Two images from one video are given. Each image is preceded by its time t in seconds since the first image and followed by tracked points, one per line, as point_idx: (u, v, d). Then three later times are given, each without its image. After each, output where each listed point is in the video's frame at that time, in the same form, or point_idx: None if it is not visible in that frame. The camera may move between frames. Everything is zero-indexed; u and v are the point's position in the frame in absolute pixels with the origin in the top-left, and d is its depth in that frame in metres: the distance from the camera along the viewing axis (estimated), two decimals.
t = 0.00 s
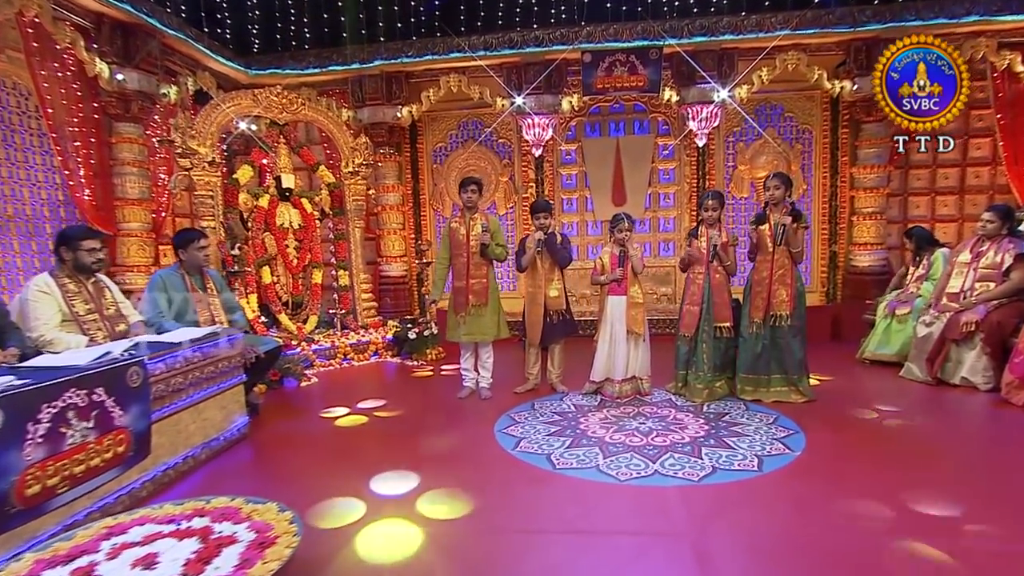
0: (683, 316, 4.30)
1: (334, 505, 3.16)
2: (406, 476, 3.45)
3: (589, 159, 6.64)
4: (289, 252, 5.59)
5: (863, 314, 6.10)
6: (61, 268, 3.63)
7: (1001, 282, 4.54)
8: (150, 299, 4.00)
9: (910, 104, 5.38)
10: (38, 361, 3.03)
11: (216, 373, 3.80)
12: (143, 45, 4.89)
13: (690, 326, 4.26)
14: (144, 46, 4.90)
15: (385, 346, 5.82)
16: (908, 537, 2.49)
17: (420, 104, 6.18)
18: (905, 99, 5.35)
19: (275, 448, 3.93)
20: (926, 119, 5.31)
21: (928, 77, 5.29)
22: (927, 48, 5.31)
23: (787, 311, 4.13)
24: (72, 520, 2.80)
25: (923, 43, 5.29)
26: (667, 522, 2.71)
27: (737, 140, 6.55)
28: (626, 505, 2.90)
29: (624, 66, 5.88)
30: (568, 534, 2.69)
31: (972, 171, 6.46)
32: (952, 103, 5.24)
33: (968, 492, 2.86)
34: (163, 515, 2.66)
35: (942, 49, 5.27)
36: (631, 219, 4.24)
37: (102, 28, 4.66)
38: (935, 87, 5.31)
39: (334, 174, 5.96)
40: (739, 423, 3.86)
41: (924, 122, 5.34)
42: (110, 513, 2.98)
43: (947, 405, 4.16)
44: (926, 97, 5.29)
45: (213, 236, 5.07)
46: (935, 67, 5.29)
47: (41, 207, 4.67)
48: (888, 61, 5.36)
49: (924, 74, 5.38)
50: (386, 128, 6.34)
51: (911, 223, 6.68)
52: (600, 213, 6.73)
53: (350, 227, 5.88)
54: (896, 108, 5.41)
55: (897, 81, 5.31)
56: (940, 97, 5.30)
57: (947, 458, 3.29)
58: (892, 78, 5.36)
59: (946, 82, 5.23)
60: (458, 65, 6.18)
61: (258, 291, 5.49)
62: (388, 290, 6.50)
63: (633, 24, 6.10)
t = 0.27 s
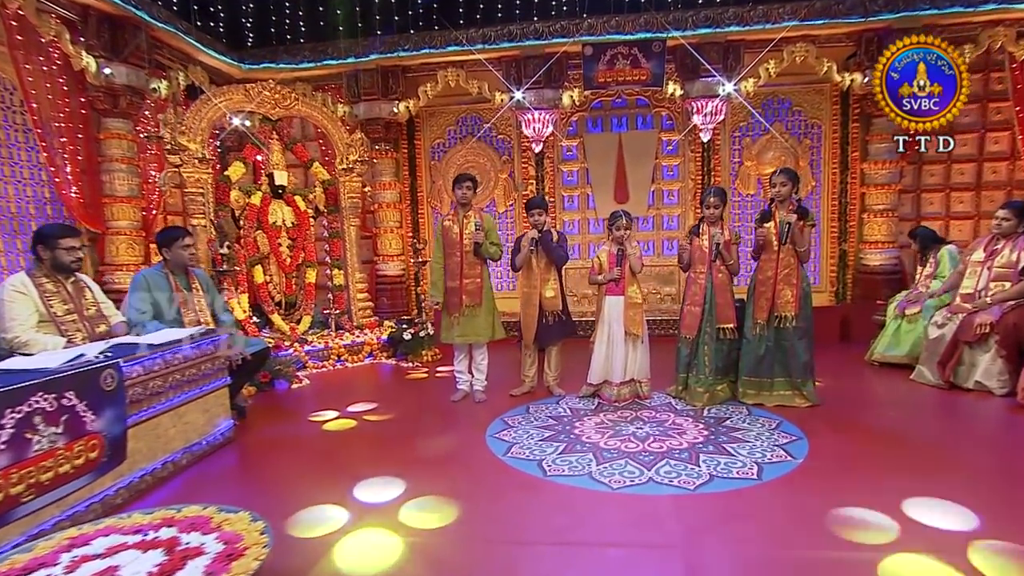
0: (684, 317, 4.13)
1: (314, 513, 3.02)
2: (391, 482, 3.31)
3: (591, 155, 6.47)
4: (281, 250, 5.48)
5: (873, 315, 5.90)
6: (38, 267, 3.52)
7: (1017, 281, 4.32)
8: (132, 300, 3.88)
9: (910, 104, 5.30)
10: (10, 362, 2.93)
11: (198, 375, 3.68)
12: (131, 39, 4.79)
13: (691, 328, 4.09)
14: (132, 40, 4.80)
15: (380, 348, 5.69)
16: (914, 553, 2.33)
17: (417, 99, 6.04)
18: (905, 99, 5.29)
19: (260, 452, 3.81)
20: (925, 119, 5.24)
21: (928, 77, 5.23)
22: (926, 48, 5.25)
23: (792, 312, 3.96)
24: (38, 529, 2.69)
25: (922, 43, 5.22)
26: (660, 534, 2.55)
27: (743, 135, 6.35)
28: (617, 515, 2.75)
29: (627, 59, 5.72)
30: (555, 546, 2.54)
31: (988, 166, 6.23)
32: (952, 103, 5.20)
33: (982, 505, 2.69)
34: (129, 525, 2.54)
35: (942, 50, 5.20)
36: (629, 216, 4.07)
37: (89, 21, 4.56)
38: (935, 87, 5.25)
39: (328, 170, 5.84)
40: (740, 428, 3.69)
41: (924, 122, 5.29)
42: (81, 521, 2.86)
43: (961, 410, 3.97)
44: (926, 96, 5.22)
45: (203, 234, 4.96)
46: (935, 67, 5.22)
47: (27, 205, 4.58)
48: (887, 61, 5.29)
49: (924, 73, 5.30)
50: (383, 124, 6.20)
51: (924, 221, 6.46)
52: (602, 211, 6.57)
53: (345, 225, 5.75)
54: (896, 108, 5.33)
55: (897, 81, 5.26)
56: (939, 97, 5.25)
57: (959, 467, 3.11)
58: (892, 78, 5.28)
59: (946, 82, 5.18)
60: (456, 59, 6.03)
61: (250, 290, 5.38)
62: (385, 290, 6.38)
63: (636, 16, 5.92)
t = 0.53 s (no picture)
0: (684, 318, 3.96)
1: (294, 519, 2.89)
2: (375, 489, 3.17)
3: (593, 151, 6.31)
4: (274, 249, 5.38)
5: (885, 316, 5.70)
6: (16, 267, 3.41)
7: None
8: (115, 298, 3.81)
9: (910, 104, 5.18)
10: None
11: (181, 377, 3.57)
12: (120, 32, 4.69)
13: (692, 329, 3.92)
14: (121, 33, 4.70)
15: (375, 348, 5.56)
16: (918, 568, 2.18)
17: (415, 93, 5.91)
18: (905, 99, 5.17)
19: (244, 456, 3.69)
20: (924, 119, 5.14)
21: (928, 77, 5.10)
22: (926, 48, 5.10)
23: (800, 313, 3.80)
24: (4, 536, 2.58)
25: (922, 43, 5.07)
26: (651, 547, 2.41)
27: (750, 130, 6.17)
28: (607, 525, 2.60)
29: (629, 52, 5.51)
30: (540, 557, 2.40)
31: (1006, 161, 5.99)
32: (952, 104, 5.07)
33: (998, 518, 2.51)
34: (96, 534, 2.65)
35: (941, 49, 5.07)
36: (627, 214, 3.92)
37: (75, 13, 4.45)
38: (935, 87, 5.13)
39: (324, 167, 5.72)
40: (741, 434, 3.53)
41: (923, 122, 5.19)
42: (50, 529, 2.75)
43: (976, 416, 3.78)
44: (926, 96, 5.10)
45: (194, 232, 4.85)
46: (935, 67, 5.09)
47: (12, 202, 4.48)
48: (887, 61, 5.14)
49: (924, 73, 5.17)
50: (380, 119, 6.07)
51: (939, 218, 6.24)
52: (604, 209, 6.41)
53: (340, 223, 5.63)
54: (895, 108, 5.21)
55: (896, 81, 5.14)
56: (939, 97, 5.12)
57: (973, 476, 2.93)
58: (892, 78, 5.14)
59: (946, 82, 5.07)
60: (454, 52, 5.90)
61: (242, 289, 5.27)
62: (382, 289, 6.25)
63: (639, 8, 5.75)
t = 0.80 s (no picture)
0: (685, 319, 3.82)
1: (274, 524, 2.79)
2: (359, 493, 3.06)
3: (595, 148, 6.17)
4: (268, 248, 5.29)
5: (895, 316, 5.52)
6: None
7: None
8: (99, 298, 3.69)
9: (910, 104, 5.05)
10: None
11: (164, 379, 3.47)
12: (110, 26, 4.60)
13: (693, 331, 3.78)
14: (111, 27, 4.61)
15: (371, 349, 5.46)
16: None
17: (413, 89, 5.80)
18: (904, 99, 5.03)
19: (229, 459, 3.59)
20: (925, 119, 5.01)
21: (928, 77, 4.97)
22: (926, 48, 4.96)
23: (807, 314, 3.67)
24: None
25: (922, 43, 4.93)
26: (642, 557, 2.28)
27: (756, 126, 6.01)
28: (598, 534, 2.48)
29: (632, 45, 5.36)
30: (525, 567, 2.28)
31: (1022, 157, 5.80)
32: (952, 104, 4.96)
33: (1012, 530, 2.37)
34: (64, 542, 2.57)
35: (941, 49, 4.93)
36: (626, 211, 3.79)
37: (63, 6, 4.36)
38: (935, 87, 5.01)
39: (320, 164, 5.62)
40: (741, 439, 3.39)
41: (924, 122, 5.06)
42: (21, 536, 2.65)
43: (989, 421, 3.62)
44: (926, 96, 4.97)
45: (185, 230, 4.77)
46: (935, 67, 4.96)
47: None
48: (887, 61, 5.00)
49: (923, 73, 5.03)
50: (377, 115, 5.96)
51: (951, 216, 6.05)
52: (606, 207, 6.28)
53: (336, 221, 5.53)
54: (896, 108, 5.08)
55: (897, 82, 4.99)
56: (939, 97, 5.01)
57: (986, 484, 2.78)
58: (893, 78, 4.99)
59: (946, 82, 4.94)
60: (453, 47, 5.78)
61: (235, 288, 5.18)
62: (379, 289, 6.14)
63: (642, 0, 5.61)
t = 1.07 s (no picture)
0: (684, 320, 3.67)
1: (249, 531, 2.67)
2: (340, 500, 2.94)
3: (597, 144, 6.01)
4: (261, 246, 5.18)
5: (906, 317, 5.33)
6: None
7: None
8: (80, 297, 3.60)
9: (910, 104, 4.79)
10: None
11: (145, 381, 3.34)
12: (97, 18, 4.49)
13: (693, 332, 3.62)
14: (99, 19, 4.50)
15: (366, 350, 5.34)
16: None
17: (410, 83, 5.67)
18: (904, 99, 4.77)
19: (211, 462, 3.47)
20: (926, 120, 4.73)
21: (928, 77, 4.72)
22: (926, 47, 4.71)
23: (811, 315, 3.51)
24: None
25: (923, 42, 4.69)
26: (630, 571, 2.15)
27: (763, 120, 5.82)
28: (585, 545, 2.34)
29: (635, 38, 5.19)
30: None
31: None
32: (954, 104, 4.70)
33: None
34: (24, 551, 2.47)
35: (944, 48, 4.67)
36: (624, 208, 3.63)
37: None
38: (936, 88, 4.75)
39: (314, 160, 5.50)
40: (741, 444, 3.23)
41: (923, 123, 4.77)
42: None
43: (1005, 427, 3.44)
44: (927, 97, 4.71)
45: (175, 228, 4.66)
46: (936, 68, 4.70)
47: None
48: (887, 61, 4.75)
49: (924, 73, 4.78)
50: (374, 110, 5.83)
51: (966, 214, 5.84)
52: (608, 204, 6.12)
53: (331, 218, 5.42)
54: (895, 109, 4.82)
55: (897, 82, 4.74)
56: (940, 97, 4.74)
57: (1000, 495, 2.61)
58: (892, 78, 4.75)
59: (946, 82, 4.68)
60: (451, 39, 5.65)
61: (226, 287, 5.08)
62: (375, 288, 6.02)
63: None
